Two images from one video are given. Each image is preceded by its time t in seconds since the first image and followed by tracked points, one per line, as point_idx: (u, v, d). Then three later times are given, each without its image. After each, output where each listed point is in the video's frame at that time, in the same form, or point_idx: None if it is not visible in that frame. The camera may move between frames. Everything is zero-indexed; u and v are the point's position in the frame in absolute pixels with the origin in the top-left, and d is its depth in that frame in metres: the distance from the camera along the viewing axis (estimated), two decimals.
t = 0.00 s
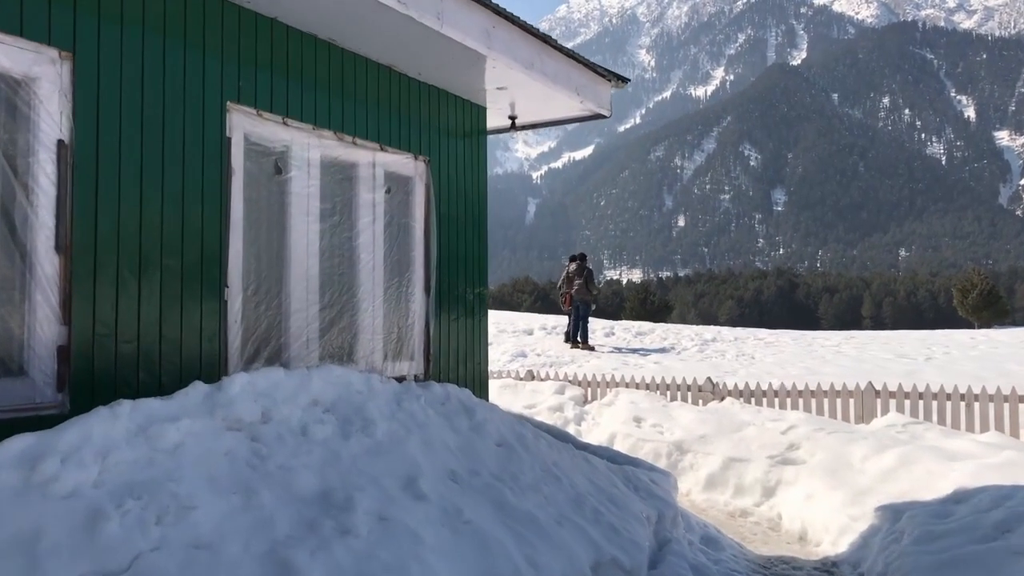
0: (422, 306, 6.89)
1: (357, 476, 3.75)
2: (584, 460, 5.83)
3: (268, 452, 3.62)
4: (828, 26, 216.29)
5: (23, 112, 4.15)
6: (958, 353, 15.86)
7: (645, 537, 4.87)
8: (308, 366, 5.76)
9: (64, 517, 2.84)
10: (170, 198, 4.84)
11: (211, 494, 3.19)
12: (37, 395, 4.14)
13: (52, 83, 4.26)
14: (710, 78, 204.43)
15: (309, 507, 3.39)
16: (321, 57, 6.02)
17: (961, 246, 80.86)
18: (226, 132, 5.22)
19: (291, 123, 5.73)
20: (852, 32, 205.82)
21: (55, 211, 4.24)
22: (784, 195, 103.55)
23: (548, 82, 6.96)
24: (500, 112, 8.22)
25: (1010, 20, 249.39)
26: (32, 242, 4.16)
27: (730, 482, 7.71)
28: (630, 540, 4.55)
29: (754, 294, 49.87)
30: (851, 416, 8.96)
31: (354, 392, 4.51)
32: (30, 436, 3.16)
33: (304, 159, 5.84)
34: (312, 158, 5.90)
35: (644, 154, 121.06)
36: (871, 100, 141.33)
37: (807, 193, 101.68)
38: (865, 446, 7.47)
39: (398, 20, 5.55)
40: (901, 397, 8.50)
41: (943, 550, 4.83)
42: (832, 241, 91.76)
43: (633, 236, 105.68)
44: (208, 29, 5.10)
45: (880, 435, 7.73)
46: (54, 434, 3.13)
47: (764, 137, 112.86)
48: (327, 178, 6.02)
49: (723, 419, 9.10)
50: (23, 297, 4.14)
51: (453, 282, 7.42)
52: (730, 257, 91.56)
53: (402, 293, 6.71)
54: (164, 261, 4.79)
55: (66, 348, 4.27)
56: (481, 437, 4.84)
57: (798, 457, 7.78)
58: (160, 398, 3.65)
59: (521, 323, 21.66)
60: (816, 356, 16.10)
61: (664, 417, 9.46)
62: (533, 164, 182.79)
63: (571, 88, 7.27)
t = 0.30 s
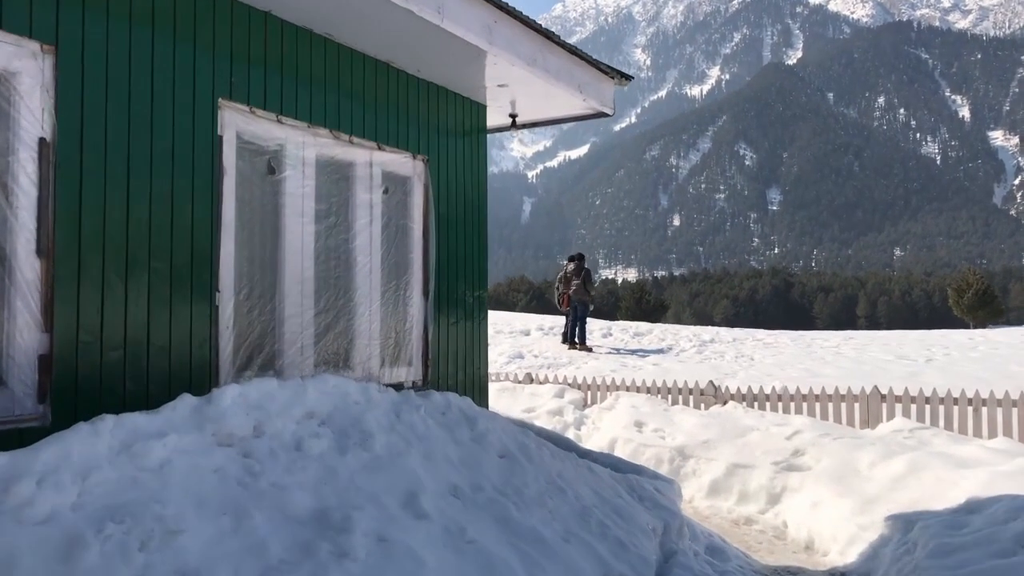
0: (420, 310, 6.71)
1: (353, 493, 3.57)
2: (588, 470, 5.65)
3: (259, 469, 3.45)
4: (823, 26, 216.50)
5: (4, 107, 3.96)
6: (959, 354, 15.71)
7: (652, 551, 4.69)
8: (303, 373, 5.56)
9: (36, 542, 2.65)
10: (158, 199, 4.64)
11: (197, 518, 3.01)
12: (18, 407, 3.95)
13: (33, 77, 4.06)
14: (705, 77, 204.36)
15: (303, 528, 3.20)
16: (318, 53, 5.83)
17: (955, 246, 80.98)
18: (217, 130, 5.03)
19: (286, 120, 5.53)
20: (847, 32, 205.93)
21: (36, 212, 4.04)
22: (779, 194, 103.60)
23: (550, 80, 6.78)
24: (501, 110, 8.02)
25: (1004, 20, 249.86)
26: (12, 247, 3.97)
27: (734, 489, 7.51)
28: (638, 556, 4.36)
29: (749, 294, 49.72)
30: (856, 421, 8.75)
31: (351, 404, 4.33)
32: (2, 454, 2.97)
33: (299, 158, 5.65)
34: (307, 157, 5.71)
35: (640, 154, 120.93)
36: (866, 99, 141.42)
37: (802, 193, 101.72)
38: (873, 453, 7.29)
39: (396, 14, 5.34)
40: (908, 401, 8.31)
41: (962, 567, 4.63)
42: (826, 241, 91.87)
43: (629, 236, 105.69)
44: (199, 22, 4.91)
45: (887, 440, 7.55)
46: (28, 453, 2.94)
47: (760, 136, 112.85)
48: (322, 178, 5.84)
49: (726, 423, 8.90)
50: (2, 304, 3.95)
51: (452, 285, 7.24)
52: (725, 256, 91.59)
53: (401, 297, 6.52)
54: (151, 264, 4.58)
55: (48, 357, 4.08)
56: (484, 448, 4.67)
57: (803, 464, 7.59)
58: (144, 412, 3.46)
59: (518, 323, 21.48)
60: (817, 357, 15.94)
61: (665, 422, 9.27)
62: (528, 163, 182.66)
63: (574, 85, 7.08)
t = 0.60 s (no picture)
0: (405, 313, 6.56)
1: (333, 507, 3.44)
2: (575, 477, 5.52)
3: (235, 484, 3.32)
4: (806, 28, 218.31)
5: None
6: (944, 356, 15.76)
7: (643, 561, 4.57)
8: (283, 378, 5.40)
9: None
10: (130, 199, 4.46)
11: (168, 538, 2.88)
12: None
13: None
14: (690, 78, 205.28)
15: (281, 547, 3.07)
16: (300, 49, 5.66)
17: (935, 247, 81.83)
18: (194, 127, 4.85)
19: (265, 117, 5.36)
20: (830, 34, 207.69)
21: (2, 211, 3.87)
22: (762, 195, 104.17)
23: (537, 78, 6.64)
24: (487, 109, 7.88)
25: (984, 23, 253.38)
26: None
27: (723, 493, 7.40)
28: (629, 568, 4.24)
29: (732, 294, 49.87)
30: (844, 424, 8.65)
31: (332, 413, 4.17)
32: None
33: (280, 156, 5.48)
34: (287, 155, 5.54)
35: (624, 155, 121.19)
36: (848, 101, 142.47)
37: (785, 194, 102.39)
38: (862, 456, 7.19)
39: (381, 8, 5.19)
40: (897, 404, 8.24)
41: None
42: (809, 242, 92.58)
43: (614, 236, 105.99)
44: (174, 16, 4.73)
45: (878, 444, 7.47)
46: None
47: (743, 137, 113.48)
48: (302, 177, 5.66)
49: (713, 426, 8.79)
50: None
51: (437, 288, 7.09)
52: (708, 257, 92.08)
53: (384, 299, 6.38)
54: (124, 265, 4.40)
55: (13, 365, 3.91)
56: (469, 455, 4.54)
57: (792, 467, 7.48)
58: (113, 425, 3.34)
59: (504, 324, 21.37)
60: (802, 359, 15.90)
61: (652, 425, 9.16)
62: (513, 164, 182.79)
63: (562, 84, 6.95)
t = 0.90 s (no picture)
0: (371, 312, 6.35)
1: (288, 516, 3.23)
2: (547, 478, 5.36)
3: (182, 491, 3.13)
4: (777, 32, 221.04)
5: None
6: (915, 355, 15.87)
7: (614, 565, 4.42)
8: (241, 380, 5.17)
9: None
10: (78, 190, 4.21)
11: (104, 553, 2.69)
12: None
13: None
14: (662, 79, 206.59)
15: (230, 560, 2.88)
16: (261, 37, 5.44)
17: (903, 249, 83.24)
18: (146, 114, 4.59)
19: (225, 106, 5.13)
20: (801, 38, 210.31)
21: None
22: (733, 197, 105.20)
23: (509, 70, 6.47)
24: (458, 101, 7.70)
25: (950, 28, 258.23)
26: None
27: (695, 494, 7.30)
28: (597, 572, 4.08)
29: (703, 294, 50.24)
30: (817, 424, 8.57)
31: (290, 416, 3.97)
32: None
33: (239, 146, 5.25)
34: (247, 147, 5.31)
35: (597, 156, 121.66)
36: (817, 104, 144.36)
37: (755, 195, 103.51)
38: (836, 456, 7.13)
39: None
40: (870, 404, 8.21)
41: None
42: (778, 243, 93.75)
43: (587, 236, 106.32)
44: None
45: (851, 444, 7.42)
46: None
47: (715, 139, 114.45)
48: (263, 169, 5.43)
49: (686, 425, 8.68)
50: None
51: (406, 286, 6.88)
52: (680, 258, 92.86)
53: (350, 296, 6.17)
54: (71, 258, 4.16)
55: None
56: (435, 459, 4.36)
57: (765, 467, 7.39)
58: (48, 427, 3.13)
59: (476, 323, 21.20)
60: (774, 358, 15.94)
61: (625, 425, 9.03)
62: (487, 163, 182.76)
63: (534, 76, 6.79)
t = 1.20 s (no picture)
0: (324, 316, 6.12)
1: (225, 538, 3.02)
2: (507, 488, 5.17)
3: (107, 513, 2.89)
4: (740, 34, 223.91)
5: None
6: (876, 357, 16.01)
7: None
8: (185, 390, 4.90)
9: None
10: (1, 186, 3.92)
11: None
12: None
13: None
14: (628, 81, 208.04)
15: None
16: (207, 28, 5.18)
17: (862, 250, 84.86)
18: (81, 108, 4.33)
19: (168, 100, 4.86)
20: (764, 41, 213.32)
21: None
22: (696, 199, 106.36)
23: (469, 68, 6.31)
24: (418, 99, 7.48)
25: (908, 33, 263.88)
26: None
27: (659, 500, 7.17)
28: None
29: (667, 295, 50.67)
30: (780, 427, 8.53)
31: (230, 427, 3.75)
32: None
33: (184, 142, 4.98)
34: (192, 143, 5.03)
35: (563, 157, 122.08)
36: (779, 108, 146.51)
37: (718, 197, 104.81)
38: (801, 461, 7.07)
39: None
40: (832, 407, 8.16)
41: None
42: (741, 244, 95.00)
43: (553, 237, 106.47)
44: None
45: (815, 448, 7.37)
46: None
47: (679, 141, 115.63)
48: (210, 165, 5.14)
49: (651, 429, 8.57)
50: None
51: (361, 288, 6.67)
52: (645, 258, 93.60)
53: (302, 300, 5.92)
54: None
55: None
56: (385, 470, 4.19)
57: (728, 472, 7.31)
58: None
59: (439, 325, 20.92)
60: (738, 360, 15.97)
61: (588, 429, 8.89)
62: (453, 163, 182.44)
63: (494, 74, 6.60)
